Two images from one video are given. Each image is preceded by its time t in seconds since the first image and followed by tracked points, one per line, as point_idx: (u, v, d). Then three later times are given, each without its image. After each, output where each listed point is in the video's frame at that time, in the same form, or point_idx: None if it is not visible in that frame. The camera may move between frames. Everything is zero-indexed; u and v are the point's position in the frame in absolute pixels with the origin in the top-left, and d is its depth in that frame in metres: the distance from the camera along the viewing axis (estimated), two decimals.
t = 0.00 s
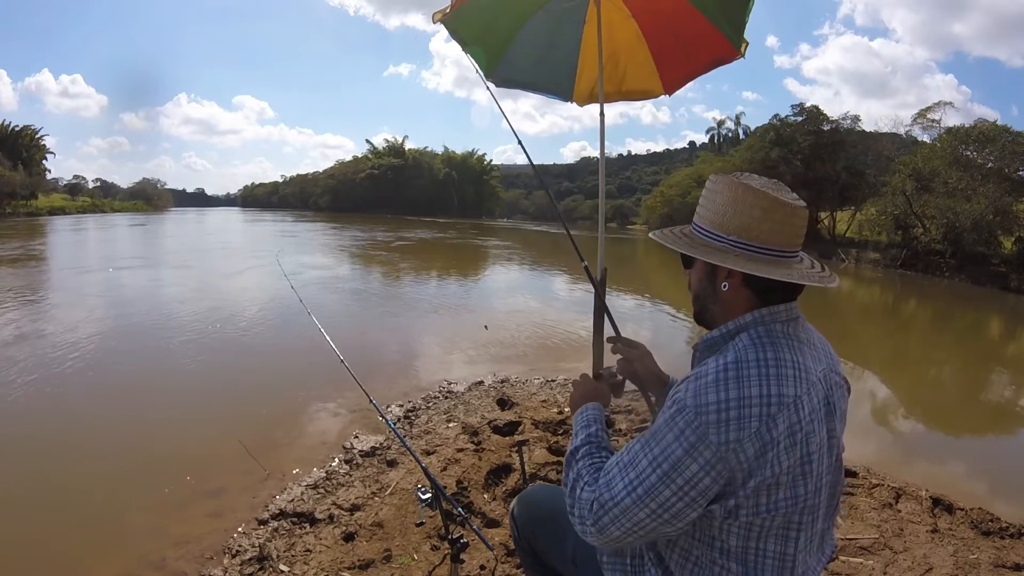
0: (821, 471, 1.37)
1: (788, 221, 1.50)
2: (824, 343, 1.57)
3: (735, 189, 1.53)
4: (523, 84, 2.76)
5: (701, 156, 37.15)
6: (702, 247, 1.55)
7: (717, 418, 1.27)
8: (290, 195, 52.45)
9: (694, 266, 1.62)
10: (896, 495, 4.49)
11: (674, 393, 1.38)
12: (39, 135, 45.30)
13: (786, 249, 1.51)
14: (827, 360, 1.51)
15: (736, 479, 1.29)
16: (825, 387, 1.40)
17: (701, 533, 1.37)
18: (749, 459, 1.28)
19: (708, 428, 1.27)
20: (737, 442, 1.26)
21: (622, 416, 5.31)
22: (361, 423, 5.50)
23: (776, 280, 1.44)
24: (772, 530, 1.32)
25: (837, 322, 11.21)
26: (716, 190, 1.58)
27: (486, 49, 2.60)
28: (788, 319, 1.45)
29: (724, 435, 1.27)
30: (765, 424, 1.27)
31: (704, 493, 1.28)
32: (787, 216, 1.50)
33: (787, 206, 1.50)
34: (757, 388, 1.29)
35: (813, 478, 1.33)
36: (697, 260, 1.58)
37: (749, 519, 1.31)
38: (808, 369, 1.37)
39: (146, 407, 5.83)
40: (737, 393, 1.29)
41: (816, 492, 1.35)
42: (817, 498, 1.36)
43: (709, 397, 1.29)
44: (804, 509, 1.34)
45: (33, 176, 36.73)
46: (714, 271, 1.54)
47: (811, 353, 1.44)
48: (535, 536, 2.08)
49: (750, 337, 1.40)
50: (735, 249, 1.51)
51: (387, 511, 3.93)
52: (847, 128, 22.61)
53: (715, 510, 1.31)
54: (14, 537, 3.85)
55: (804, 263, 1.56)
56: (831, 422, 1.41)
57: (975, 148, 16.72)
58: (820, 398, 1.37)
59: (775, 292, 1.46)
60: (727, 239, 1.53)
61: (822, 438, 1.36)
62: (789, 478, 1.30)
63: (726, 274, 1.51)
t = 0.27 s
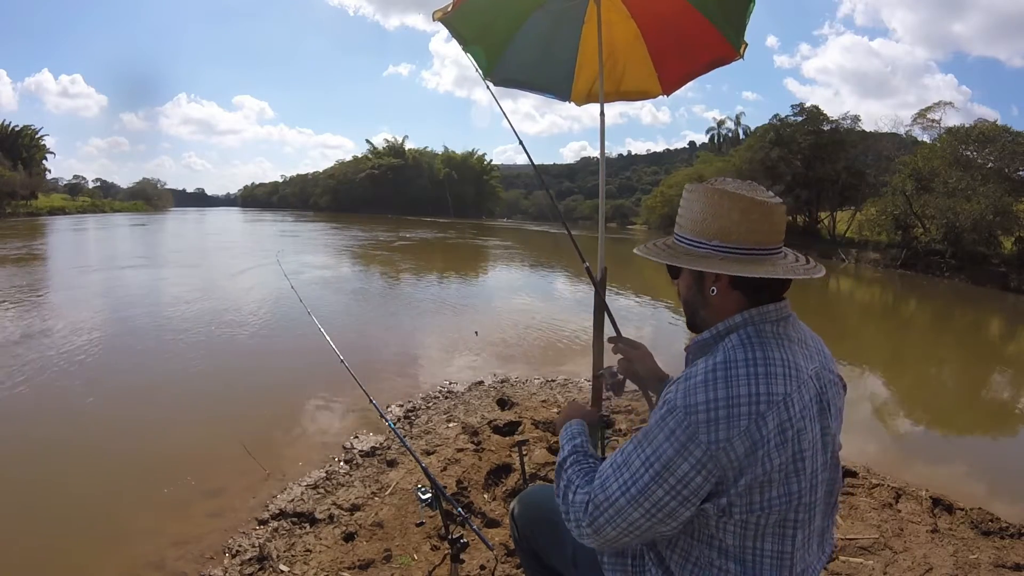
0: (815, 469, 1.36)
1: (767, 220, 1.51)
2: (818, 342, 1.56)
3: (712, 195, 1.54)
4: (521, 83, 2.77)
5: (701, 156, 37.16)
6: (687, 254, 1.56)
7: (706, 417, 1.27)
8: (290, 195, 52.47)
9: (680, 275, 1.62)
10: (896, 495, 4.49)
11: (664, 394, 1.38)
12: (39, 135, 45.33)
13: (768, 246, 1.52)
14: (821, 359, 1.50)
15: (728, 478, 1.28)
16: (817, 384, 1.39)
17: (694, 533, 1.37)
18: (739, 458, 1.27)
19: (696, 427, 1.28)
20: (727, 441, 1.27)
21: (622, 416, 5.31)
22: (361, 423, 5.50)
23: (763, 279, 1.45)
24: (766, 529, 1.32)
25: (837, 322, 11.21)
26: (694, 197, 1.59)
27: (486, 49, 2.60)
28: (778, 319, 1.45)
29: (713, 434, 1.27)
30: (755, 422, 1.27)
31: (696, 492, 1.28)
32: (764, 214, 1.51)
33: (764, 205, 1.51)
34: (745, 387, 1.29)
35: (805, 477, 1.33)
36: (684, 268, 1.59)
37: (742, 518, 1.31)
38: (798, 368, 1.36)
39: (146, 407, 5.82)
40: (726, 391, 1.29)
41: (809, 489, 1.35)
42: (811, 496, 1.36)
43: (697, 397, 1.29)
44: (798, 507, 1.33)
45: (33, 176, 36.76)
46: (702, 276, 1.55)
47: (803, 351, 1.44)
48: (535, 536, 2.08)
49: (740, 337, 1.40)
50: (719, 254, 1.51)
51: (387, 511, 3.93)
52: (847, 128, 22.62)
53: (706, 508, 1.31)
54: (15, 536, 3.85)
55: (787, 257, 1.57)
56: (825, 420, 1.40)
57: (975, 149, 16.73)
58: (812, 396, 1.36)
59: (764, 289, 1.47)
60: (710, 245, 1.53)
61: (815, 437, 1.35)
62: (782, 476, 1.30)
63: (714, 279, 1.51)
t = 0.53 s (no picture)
0: (789, 459, 1.39)
1: (737, 225, 1.62)
2: (806, 343, 1.58)
3: (684, 205, 1.66)
4: (519, 82, 2.78)
5: (701, 156, 37.15)
6: (665, 260, 1.66)
7: (660, 394, 1.37)
8: (290, 195, 52.44)
9: (662, 281, 1.72)
10: (896, 495, 4.49)
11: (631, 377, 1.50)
12: (39, 135, 45.34)
13: (741, 248, 1.62)
14: (803, 354, 1.53)
15: (682, 454, 1.38)
16: (790, 376, 1.42)
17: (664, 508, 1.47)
18: (692, 436, 1.36)
19: (651, 404, 1.38)
20: (679, 418, 1.36)
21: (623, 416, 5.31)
22: (361, 423, 5.50)
23: (736, 276, 1.54)
24: (734, 510, 1.37)
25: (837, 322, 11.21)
26: (669, 210, 1.72)
27: (485, 46, 2.61)
28: (751, 315, 1.50)
29: (666, 411, 1.37)
30: (708, 402, 1.35)
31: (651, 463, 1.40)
32: (735, 219, 1.62)
33: (733, 211, 1.63)
34: (701, 371, 1.37)
35: (773, 463, 1.37)
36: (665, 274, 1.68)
37: (703, 495, 1.39)
38: (764, 357, 1.41)
39: (146, 407, 5.82)
40: (680, 372, 1.38)
41: (779, 478, 1.37)
42: (785, 485, 1.38)
43: (653, 377, 1.39)
44: (769, 494, 1.37)
45: (33, 176, 36.77)
46: (680, 280, 1.64)
47: (778, 345, 1.47)
48: (535, 537, 2.08)
49: (706, 329, 1.48)
50: (694, 258, 1.61)
51: (387, 511, 3.93)
52: (847, 128, 22.62)
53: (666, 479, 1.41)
54: (16, 535, 3.86)
55: (762, 259, 1.67)
56: (800, 411, 1.42)
57: (975, 149, 16.73)
58: (781, 386, 1.40)
59: (740, 286, 1.54)
60: (685, 251, 1.63)
61: (784, 426, 1.38)
62: (742, 458, 1.35)
63: (692, 281, 1.60)
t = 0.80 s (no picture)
0: (741, 434, 1.54)
1: (702, 231, 1.83)
2: (774, 333, 1.71)
3: (655, 216, 1.89)
4: (517, 80, 2.79)
5: (701, 156, 37.10)
6: (639, 264, 1.89)
7: (611, 373, 1.67)
8: (289, 195, 52.39)
9: (639, 283, 1.95)
10: (897, 496, 4.49)
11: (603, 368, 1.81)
12: (39, 135, 45.28)
13: (706, 251, 1.83)
14: (766, 343, 1.66)
15: (635, 424, 1.64)
16: (740, 358, 1.58)
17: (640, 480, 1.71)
18: (639, 407, 1.62)
19: (604, 385, 1.67)
20: (624, 392, 1.63)
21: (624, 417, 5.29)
22: (361, 422, 5.51)
23: (698, 276, 1.75)
24: (690, 477, 1.57)
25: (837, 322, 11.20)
26: (644, 220, 1.95)
27: (483, 44, 2.62)
28: (706, 309, 1.71)
29: (616, 387, 1.65)
30: (649, 380, 1.60)
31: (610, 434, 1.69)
32: (699, 226, 1.83)
33: (697, 220, 1.84)
34: (647, 353, 1.64)
35: (718, 435, 1.55)
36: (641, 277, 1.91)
37: (659, 463, 1.62)
38: (711, 342, 1.61)
39: (145, 407, 5.81)
40: (629, 357, 1.66)
41: (728, 450, 1.54)
42: (736, 456, 1.54)
43: (605, 363, 1.70)
44: (719, 464, 1.55)
45: (32, 176, 36.70)
46: (652, 281, 1.88)
47: (734, 333, 1.64)
48: (532, 534, 2.09)
49: (664, 324, 1.73)
50: (663, 261, 1.83)
51: (387, 511, 3.93)
52: (847, 128, 22.60)
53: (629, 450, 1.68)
54: (17, 534, 3.88)
55: (727, 261, 1.87)
56: (754, 391, 1.56)
57: (975, 148, 16.73)
58: (727, 366, 1.57)
59: (702, 285, 1.75)
60: (655, 256, 1.85)
61: (733, 403, 1.55)
62: (686, 429, 1.57)
63: (661, 282, 1.83)
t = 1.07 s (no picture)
0: (726, 416, 1.56)
1: (680, 238, 1.86)
2: (751, 330, 1.77)
3: (637, 224, 1.93)
4: (515, 80, 2.78)
5: (701, 156, 37.10)
6: (622, 271, 1.92)
7: (601, 366, 1.70)
8: (290, 195, 52.39)
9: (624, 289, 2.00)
10: (897, 495, 4.49)
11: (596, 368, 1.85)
12: (39, 135, 45.28)
13: (685, 256, 1.86)
14: (744, 337, 1.71)
15: (625, 414, 1.66)
16: (721, 349, 1.63)
17: (632, 473, 1.72)
18: (629, 396, 1.64)
19: (596, 378, 1.70)
20: (613, 382, 1.66)
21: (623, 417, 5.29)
22: (361, 423, 5.51)
23: (677, 278, 1.80)
24: (678, 462, 1.58)
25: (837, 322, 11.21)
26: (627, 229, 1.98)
27: (482, 44, 2.63)
28: (687, 306, 1.76)
29: (606, 379, 1.68)
30: (636, 369, 1.63)
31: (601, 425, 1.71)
32: (677, 232, 1.86)
33: (676, 227, 1.88)
34: (633, 345, 1.68)
35: (704, 417, 1.56)
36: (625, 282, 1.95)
37: (649, 450, 1.63)
38: (692, 335, 1.66)
39: (146, 408, 5.81)
40: (617, 349, 1.70)
41: (715, 432, 1.56)
42: (722, 437, 1.55)
43: (595, 359, 1.74)
44: (706, 446, 1.55)
45: (33, 176, 36.71)
46: (636, 287, 1.93)
47: (713, 327, 1.70)
48: (530, 531, 2.10)
49: (648, 322, 1.77)
50: (644, 268, 1.86)
51: (387, 511, 3.93)
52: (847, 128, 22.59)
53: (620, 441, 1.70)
54: (17, 534, 3.87)
55: (705, 266, 1.91)
56: (736, 377, 1.60)
57: (975, 148, 16.74)
58: (708, 355, 1.61)
59: (681, 285, 1.80)
60: (637, 261, 1.89)
61: (716, 387, 1.57)
62: (673, 413, 1.58)
63: (644, 287, 1.88)
